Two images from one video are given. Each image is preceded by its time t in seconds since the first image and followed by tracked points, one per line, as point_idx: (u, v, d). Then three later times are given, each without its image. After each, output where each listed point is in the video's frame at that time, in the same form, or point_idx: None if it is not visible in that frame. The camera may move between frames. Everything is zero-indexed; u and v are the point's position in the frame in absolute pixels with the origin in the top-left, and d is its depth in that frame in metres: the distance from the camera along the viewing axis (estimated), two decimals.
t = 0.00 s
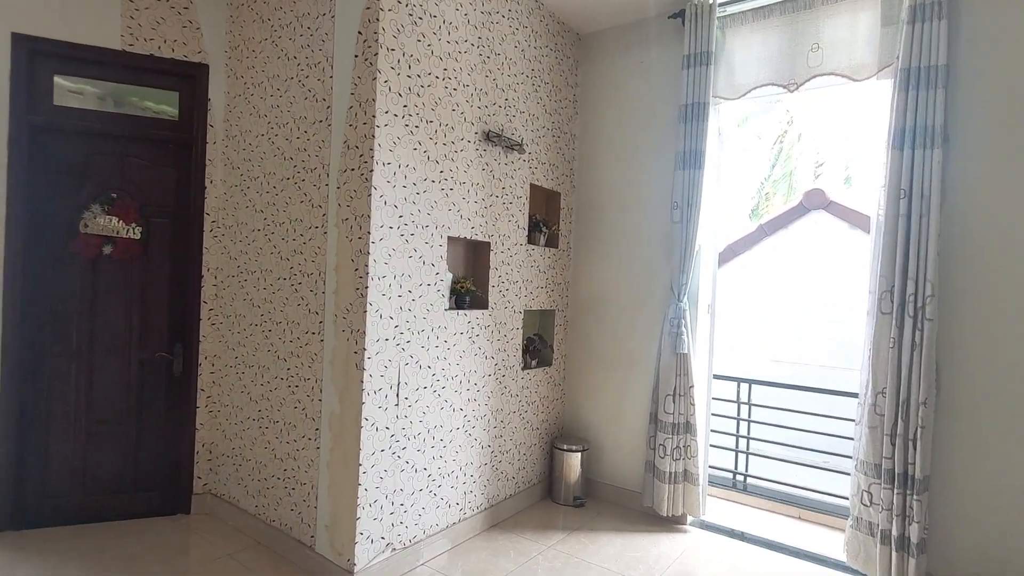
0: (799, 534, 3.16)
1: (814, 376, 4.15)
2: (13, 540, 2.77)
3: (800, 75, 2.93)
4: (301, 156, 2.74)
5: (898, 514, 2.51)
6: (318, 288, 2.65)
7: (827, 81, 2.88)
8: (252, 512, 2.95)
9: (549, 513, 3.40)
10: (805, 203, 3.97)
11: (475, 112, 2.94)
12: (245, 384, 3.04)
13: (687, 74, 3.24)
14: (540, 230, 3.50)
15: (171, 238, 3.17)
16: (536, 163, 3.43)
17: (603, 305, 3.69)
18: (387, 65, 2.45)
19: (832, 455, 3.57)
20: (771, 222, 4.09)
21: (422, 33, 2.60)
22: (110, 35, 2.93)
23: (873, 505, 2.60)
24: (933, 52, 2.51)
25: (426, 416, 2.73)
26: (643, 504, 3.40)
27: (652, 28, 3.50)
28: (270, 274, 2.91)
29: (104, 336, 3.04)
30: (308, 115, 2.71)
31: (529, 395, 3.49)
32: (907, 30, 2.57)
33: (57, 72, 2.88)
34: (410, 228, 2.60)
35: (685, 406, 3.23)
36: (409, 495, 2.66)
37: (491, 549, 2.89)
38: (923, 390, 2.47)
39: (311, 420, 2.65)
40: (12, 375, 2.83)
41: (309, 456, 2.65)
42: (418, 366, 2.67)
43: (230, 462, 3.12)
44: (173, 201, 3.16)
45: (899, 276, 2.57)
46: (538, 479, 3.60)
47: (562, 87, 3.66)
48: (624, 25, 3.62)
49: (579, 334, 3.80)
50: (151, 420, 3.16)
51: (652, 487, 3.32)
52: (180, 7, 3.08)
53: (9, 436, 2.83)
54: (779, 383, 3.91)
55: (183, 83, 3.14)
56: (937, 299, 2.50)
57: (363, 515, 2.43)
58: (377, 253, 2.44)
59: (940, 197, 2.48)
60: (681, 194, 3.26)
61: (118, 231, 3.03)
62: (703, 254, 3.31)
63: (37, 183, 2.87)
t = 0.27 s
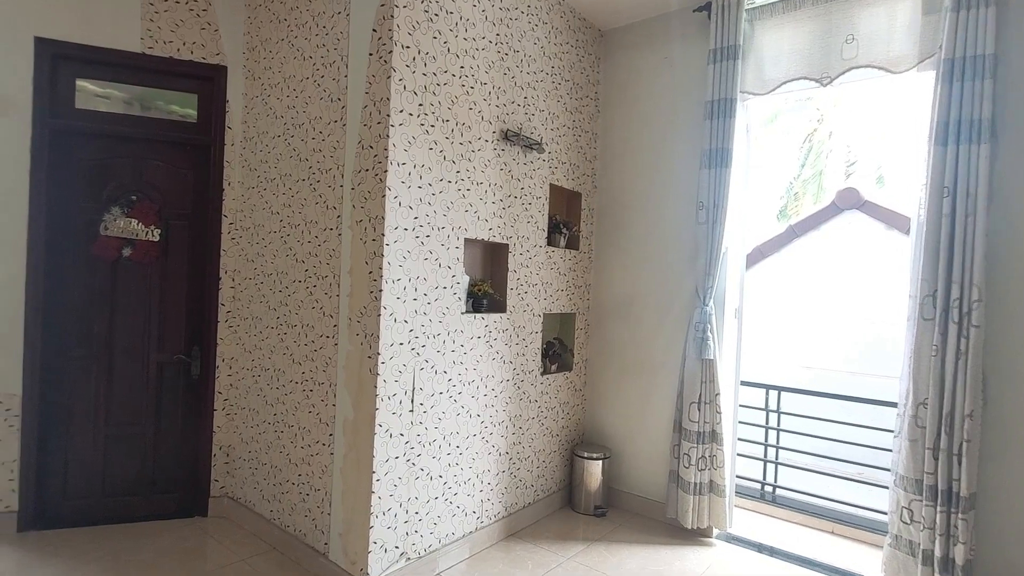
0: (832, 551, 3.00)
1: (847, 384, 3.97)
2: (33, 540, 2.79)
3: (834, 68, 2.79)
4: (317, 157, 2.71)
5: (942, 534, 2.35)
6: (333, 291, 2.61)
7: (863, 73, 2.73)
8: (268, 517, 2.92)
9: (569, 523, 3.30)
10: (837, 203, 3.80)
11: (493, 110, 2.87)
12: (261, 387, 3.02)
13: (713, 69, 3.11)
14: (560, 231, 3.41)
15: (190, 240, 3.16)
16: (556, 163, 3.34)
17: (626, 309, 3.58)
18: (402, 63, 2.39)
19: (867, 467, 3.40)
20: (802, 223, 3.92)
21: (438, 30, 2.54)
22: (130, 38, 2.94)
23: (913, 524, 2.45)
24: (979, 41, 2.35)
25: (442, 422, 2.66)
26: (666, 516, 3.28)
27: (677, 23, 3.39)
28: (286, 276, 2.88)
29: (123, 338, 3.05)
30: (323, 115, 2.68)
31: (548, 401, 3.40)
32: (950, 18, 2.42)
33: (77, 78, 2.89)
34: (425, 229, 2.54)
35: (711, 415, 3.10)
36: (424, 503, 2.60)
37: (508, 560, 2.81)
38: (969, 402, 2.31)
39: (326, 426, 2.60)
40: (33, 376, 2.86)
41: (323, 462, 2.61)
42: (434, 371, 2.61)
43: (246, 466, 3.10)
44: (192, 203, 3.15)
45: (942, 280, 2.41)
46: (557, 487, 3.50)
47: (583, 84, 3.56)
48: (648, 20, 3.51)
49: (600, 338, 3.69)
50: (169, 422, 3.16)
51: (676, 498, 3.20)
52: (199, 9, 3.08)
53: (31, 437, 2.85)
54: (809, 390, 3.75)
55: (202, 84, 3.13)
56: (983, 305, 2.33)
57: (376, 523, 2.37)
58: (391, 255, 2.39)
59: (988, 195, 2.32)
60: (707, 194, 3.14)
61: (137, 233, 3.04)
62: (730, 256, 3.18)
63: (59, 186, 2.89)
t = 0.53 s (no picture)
0: (892, 570, 2.79)
1: (906, 390, 3.72)
2: (75, 538, 2.83)
3: (892, 52, 2.59)
4: (348, 156, 2.67)
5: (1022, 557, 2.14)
6: (364, 292, 2.56)
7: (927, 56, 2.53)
8: (301, 521, 2.89)
9: (606, 533, 3.18)
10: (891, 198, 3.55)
11: (527, 105, 2.77)
12: (294, 389, 2.99)
13: (759, 57, 2.95)
14: (596, 230, 3.29)
15: (224, 242, 3.17)
16: (592, 159, 3.23)
17: (666, 311, 3.43)
18: (433, 57, 2.32)
19: (927, 480, 3.18)
20: (852, 221, 3.68)
21: (470, 23, 2.47)
22: (166, 42, 2.97)
23: (988, 545, 2.24)
24: None
25: (475, 428, 2.58)
26: (710, 528, 3.12)
27: (719, 10, 3.23)
28: (318, 278, 2.85)
29: (160, 340, 3.08)
30: (354, 113, 2.63)
31: (585, 406, 3.28)
32: None
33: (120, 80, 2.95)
34: (458, 228, 2.46)
35: (758, 422, 2.93)
36: (458, 511, 2.52)
37: (544, 571, 2.70)
38: None
39: (357, 429, 2.55)
40: (75, 377, 2.91)
41: (355, 466, 2.56)
42: (467, 374, 2.53)
43: (279, 468, 3.08)
44: (226, 205, 3.16)
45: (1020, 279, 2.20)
46: (594, 495, 3.38)
47: (619, 78, 3.44)
48: (687, 9, 3.36)
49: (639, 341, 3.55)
50: (205, 424, 3.16)
51: (721, 509, 3.04)
52: (233, 11, 3.08)
53: (73, 436, 2.90)
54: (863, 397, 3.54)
55: (235, 86, 3.13)
56: None
57: (408, 531, 2.30)
58: (423, 255, 2.32)
59: None
60: (753, 189, 2.97)
61: (174, 235, 3.07)
62: (777, 254, 3.01)
63: (100, 189, 2.94)
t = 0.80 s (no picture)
0: None
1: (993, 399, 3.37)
2: (130, 539, 2.88)
3: (978, 26, 2.34)
4: (391, 156, 2.61)
5: None
6: (409, 294, 2.49)
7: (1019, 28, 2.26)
8: (348, 526, 2.85)
9: (661, 546, 3.01)
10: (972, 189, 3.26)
11: (575, 98, 2.65)
12: (339, 393, 2.96)
13: (825, 38, 2.75)
14: (647, 228, 3.13)
15: (271, 245, 3.17)
16: (642, 153, 3.08)
17: (722, 312, 3.24)
18: (478, 50, 2.23)
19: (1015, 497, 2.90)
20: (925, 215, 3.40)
21: (516, 13, 2.37)
22: (214, 47, 3.00)
23: None
24: None
25: (523, 435, 2.47)
26: (775, 544, 2.91)
27: None
28: (363, 280, 2.80)
29: (210, 343, 3.11)
30: (398, 112, 2.57)
31: (636, 412, 3.12)
32: None
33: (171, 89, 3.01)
34: (505, 227, 2.36)
35: (828, 432, 2.72)
36: (507, 521, 2.41)
37: None
38: None
39: (402, 435, 2.49)
40: (130, 379, 2.96)
41: (400, 473, 2.49)
42: (515, 379, 2.42)
43: (326, 473, 3.05)
44: (272, 208, 3.17)
45: None
46: (648, 506, 3.22)
47: (671, 68, 3.27)
48: None
49: (694, 344, 3.37)
50: (253, 427, 3.17)
51: (786, 525, 2.83)
52: (278, 14, 3.08)
53: (127, 438, 2.95)
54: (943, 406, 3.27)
55: (280, 89, 3.13)
56: None
57: (456, 542, 2.22)
58: (469, 255, 2.23)
59: None
60: (820, 180, 2.77)
61: (222, 239, 3.09)
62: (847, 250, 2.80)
63: (152, 195, 3.00)
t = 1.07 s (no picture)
0: None
1: None
2: (196, 538, 2.95)
3: None
4: (446, 156, 2.56)
5: None
6: (465, 298, 2.43)
7: None
8: (403, 533, 2.81)
9: (730, 565, 2.83)
10: None
11: (635, 90, 2.53)
12: (395, 398, 2.93)
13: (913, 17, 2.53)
14: (712, 227, 2.97)
15: (327, 249, 3.19)
16: (707, 147, 2.91)
17: (796, 315, 3.02)
18: (535, 43, 2.15)
19: None
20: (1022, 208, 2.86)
21: (575, 4, 2.27)
22: (273, 55, 3.05)
23: None
24: None
25: (584, 445, 2.36)
26: (858, 568, 2.68)
27: None
28: (418, 283, 2.76)
29: (271, 346, 3.16)
30: (452, 111, 2.52)
31: (702, 421, 2.95)
32: None
33: (232, 100, 3.08)
34: (564, 227, 2.27)
35: (920, 447, 2.48)
36: (567, 535, 2.31)
37: None
38: None
39: (459, 442, 2.42)
40: (196, 382, 3.04)
41: (457, 481, 2.43)
42: (575, 386, 2.32)
43: (381, 478, 3.02)
44: (329, 212, 3.19)
45: None
46: (714, 521, 3.04)
47: (736, 56, 3.09)
48: None
49: (763, 349, 3.16)
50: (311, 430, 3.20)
51: (872, 548, 2.60)
52: (334, 20, 3.10)
53: (194, 439, 3.03)
54: None
55: (336, 94, 3.15)
56: None
57: (515, 554, 2.14)
58: (526, 257, 2.15)
59: None
60: (908, 171, 2.55)
61: (281, 243, 3.12)
62: (940, 247, 2.56)
63: (216, 201, 3.07)
